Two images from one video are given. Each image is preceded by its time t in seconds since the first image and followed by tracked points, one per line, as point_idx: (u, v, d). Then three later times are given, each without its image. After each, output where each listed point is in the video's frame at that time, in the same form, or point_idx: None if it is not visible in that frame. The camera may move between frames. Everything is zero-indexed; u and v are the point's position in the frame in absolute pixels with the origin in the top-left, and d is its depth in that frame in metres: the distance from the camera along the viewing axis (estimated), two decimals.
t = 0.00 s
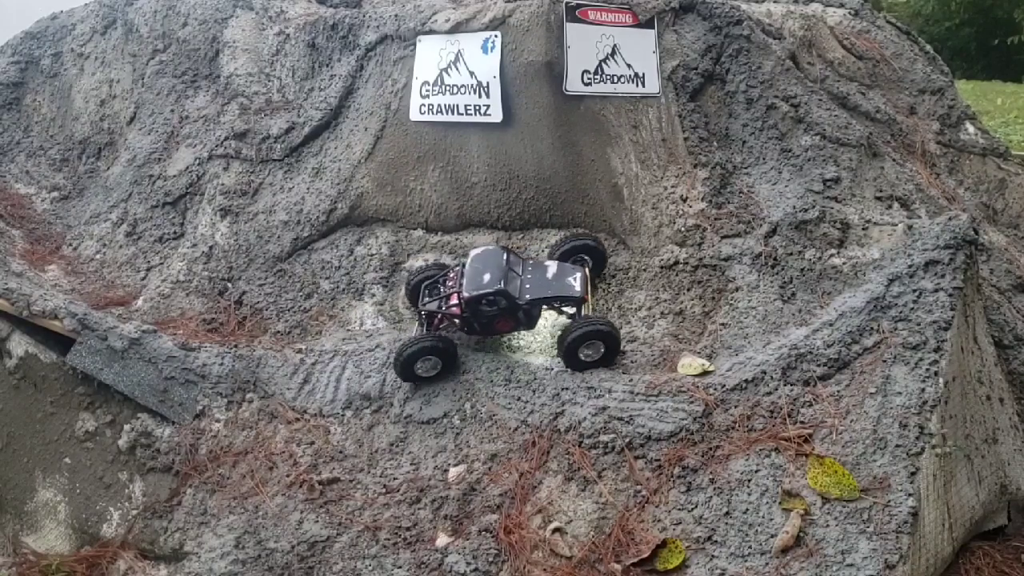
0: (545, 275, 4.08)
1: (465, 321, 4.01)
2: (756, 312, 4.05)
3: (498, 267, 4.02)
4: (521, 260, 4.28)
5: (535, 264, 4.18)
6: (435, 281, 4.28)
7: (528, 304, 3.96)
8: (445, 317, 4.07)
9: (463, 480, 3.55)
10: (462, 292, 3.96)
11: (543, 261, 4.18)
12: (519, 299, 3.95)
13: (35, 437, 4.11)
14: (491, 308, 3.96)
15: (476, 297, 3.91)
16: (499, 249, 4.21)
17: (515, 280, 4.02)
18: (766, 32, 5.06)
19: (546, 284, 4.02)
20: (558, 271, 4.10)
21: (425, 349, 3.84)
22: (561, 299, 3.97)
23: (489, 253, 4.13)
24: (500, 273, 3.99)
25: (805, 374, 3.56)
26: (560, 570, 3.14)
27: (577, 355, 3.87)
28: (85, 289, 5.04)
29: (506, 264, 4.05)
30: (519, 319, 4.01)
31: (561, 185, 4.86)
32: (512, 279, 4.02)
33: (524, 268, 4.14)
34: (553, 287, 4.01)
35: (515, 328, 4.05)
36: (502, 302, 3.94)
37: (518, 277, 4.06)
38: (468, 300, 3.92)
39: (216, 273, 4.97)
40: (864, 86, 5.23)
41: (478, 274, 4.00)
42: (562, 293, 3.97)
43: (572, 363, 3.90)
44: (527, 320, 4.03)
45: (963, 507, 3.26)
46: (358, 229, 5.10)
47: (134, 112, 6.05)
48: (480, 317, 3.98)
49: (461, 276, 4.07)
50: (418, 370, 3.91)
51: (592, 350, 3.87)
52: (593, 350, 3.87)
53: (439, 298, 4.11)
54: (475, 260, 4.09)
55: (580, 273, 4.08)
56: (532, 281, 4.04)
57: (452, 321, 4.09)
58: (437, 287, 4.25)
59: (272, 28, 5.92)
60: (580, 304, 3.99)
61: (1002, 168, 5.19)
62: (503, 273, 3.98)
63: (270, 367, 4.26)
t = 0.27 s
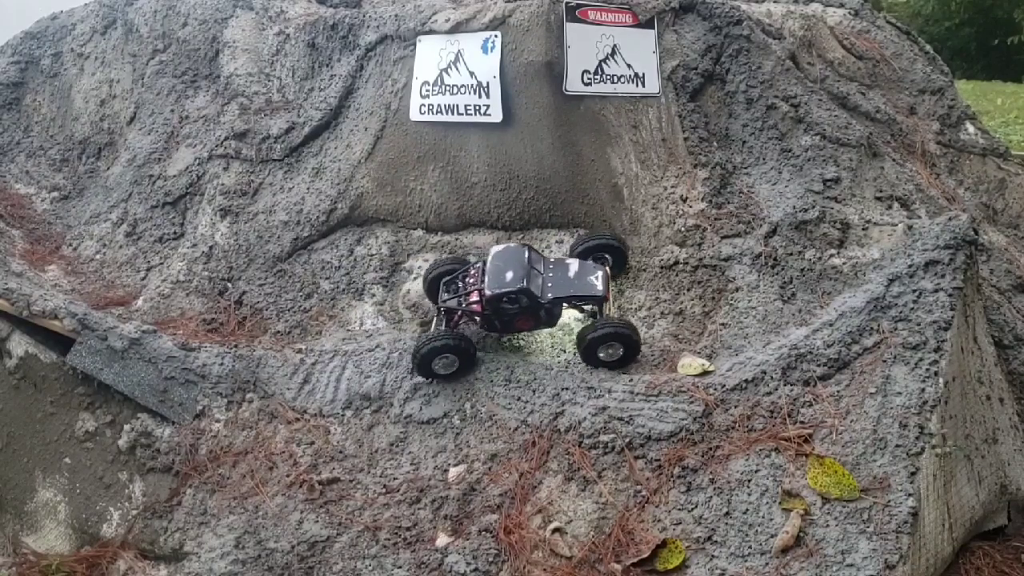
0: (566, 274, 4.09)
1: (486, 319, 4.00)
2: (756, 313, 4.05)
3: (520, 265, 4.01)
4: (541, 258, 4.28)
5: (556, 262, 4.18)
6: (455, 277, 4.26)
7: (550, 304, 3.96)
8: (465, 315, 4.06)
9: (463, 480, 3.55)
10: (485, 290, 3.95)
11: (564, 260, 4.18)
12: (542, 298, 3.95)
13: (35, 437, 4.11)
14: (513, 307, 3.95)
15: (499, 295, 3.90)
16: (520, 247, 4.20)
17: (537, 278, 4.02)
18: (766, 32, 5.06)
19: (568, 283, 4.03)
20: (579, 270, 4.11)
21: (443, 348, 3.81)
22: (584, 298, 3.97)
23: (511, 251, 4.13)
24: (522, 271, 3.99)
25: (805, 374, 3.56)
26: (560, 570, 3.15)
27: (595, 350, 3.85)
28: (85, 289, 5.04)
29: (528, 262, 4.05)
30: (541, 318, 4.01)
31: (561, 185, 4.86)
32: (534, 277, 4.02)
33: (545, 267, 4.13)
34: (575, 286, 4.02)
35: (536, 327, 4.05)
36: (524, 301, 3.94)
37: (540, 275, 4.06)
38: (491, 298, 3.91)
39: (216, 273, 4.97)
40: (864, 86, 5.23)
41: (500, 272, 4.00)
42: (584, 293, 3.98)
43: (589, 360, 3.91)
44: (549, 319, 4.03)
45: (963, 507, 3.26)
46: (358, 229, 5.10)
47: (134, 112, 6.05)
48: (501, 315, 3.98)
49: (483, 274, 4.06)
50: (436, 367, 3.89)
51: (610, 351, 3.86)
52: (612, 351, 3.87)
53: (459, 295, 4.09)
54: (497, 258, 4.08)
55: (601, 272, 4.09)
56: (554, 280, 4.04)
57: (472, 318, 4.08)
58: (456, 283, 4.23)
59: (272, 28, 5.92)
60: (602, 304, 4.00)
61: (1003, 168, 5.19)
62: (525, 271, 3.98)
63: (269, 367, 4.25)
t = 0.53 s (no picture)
0: (587, 274, 4.02)
1: (505, 318, 3.97)
2: (756, 313, 4.05)
3: (541, 265, 3.95)
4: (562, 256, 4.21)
5: (577, 261, 4.11)
6: (475, 274, 4.22)
7: (570, 304, 3.92)
8: (484, 312, 4.04)
9: (463, 480, 3.55)
10: (505, 290, 3.91)
11: (585, 259, 4.11)
12: (562, 299, 3.90)
13: (35, 437, 4.11)
14: (532, 306, 3.92)
15: (518, 296, 3.86)
16: (541, 245, 4.13)
17: (558, 278, 3.97)
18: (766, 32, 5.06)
19: (588, 283, 3.96)
20: (601, 270, 4.04)
21: (458, 347, 3.79)
22: (605, 300, 3.91)
23: (532, 249, 4.07)
24: (543, 271, 3.93)
25: (805, 374, 3.56)
26: (560, 570, 3.15)
27: (611, 348, 3.81)
28: (85, 289, 5.04)
29: (549, 262, 3.99)
30: (560, 317, 3.97)
31: (561, 185, 4.86)
32: (555, 277, 3.96)
33: (566, 266, 4.07)
34: (595, 287, 3.95)
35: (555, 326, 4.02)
36: (544, 301, 3.90)
37: (561, 275, 4.00)
38: (510, 298, 3.88)
39: (216, 273, 4.97)
40: (864, 86, 5.22)
41: (520, 271, 3.94)
42: (605, 295, 3.91)
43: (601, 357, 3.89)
44: (568, 319, 3.99)
45: (963, 507, 3.26)
46: (358, 230, 5.10)
47: (134, 112, 6.05)
48: (521, 314, 3.95)
49: (504, 273, 4.01)
50: (449, 365, 3.87)
51: (624, 354, 3.84)
52: (626, 356, 3.85)
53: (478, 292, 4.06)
54: (518, 257, 4.02)
55: (624, 274, 4.00)
56: (575, 280, 3.98)
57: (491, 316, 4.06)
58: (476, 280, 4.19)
59: (272, 28, 5.92)
60: (623, 306, 3.93)
61: (1003, 168, 5.19)
62: (546, 271, 3.92)
63: (270, 367, 4.25)
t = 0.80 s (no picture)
0: (603, 276, 4.02)
1: (520, 317, 3.98)
2: (756, 312, 4.05)
3: (557, 265, 3.95)
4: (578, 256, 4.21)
5: (593, 262, 4.11)
6: (490, 272, 4.24)
7: (585, 306, 3.92)
8: (498, 311, 4.05)
9: (463, 480, 3.55)
10: (520, 289, 3.91)
11: (601, 260, 4.11)
12: (577, 300, 3.90)
13: (35, 437, 4.11)
14: (547, 307, 3.92)
15: (534, 296, 3.87)
16: (557, 245, 4.13)
17: (573, 278, 3.97)
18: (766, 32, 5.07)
19: (604, 285, 3.96)
20: (616, 272, 4.03)
21: (469, 345, 3.80)
22: (620, 302, 3.91)
23: (549, 249, 4.07)
24: (559, 272, 3.93)
25: (805, 374, 3.56)
26: (560, 570, 3.15)
27: (629, 347, 3.78)
28: (85, 289, 5.04)
29: (565, 262, 3.99)
30: (575, 319, 3.97)
31: (560, 185, 4.86)
32: (570, 278, 3.96)
33: (582, 266, 4.07)
34: (611, 289, 3.95)
35: (569, 327, 4.02)
36: (560, 301, 3.90)
37: (577, 275, 4.00)
38: (526, 297, 3.88)
39: (216, 273, 4.96)
40: (864, 86, 5.22)
41: (536, 271, 3.95)
42: (621, 297, 3.90)
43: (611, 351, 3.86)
44: (583, 320, 4.00)
45: (963, 507, 3.26)
46: (358, 230, 5.10)
47: (134, 112, 6.05)
48: (535, 314, 3.96)
49: (519, 272, 4.01)
50: (461, 361, 3.89)
51: (637, 356, 3.82)
52: (637, 359, 3.83)
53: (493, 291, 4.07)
54: (534, 256, 4.02)
55: (639, 276, 4.00)
56: (590, 281, 3.98)
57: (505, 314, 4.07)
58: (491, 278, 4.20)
59: (272, 28, 5.92)
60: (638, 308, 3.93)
61: (1003, 168, 5.18)
62: (562, 272, 3.92)
63: (269, 367, 4.25)
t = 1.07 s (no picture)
0: (621, 277, 3.96)
1: (536, 318, 3.95)
2: (756, 312, 4.05)
3: (575, 266, 3.92)
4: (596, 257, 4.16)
5: (612, 263, 4.05)
6: (508, 272, 4.21)
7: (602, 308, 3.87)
8: (514, 311, 4.02)
9: (463, 480, 3.55)
10: (537, 289, 3.88)
11: (620, 262, 4.05)
12: (594, 301, 3.85)
13: (35, 437, 4.11)
14: (564, 308, 3.88)
15: (550, 297, 3.83)
16: (575, 246, 4.08)
17: (591, 280, 3.92)
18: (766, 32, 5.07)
19: (621, 287, 3.90)
20: (635, 274, 3.97)
21: (484, 344, 3.78)
22: (638, 305, 3.84)
23: (567, 250, 4.03)
24: (577, 272, 3.89)
25: (805, 374, 3.56)
26: (560, 569, 3.15)
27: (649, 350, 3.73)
28: (85, 289, 5.05)
29: (583, 263, 3.94)
30: (592, 320, 3.92)
31: (560, 185, 4.86)
32: (588, 279, 3.91)
33: (600, 268, 4.02)
34: (629, 291, 3.89)
35: (586, 329, 3.97)
36: (576, 303, 3.85)
37: (594, 277, 3.95)
38: (542, 298, 3.85)
39: (216, 273, 4.96)
40: (864, 86, 5.23)
41: (554, 272, 3.91)
42: (638, 299, 3.84)
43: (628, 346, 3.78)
44: (600, 322, 3.95)
45: (962, 507, 3.26)
46: (358, 230, 5.10)
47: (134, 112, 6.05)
48: (552, 315, 3.91)
49: (537, 272, 3.98)
50: (475, 360, 3.88)
51: (653, 359, 3.77)
52: (651, 362, 3.79)
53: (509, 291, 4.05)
54: (552, 257, 3.98)
55: (658, 279, 3.93)
56: (608, 283, 3.93)
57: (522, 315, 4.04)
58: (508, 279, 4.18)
59: (272, 28, 5.92)
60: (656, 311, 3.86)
61: (1003, 168, 5.18)
62: (580, 273, 3.88)
63: (269, 367, 4.25)
